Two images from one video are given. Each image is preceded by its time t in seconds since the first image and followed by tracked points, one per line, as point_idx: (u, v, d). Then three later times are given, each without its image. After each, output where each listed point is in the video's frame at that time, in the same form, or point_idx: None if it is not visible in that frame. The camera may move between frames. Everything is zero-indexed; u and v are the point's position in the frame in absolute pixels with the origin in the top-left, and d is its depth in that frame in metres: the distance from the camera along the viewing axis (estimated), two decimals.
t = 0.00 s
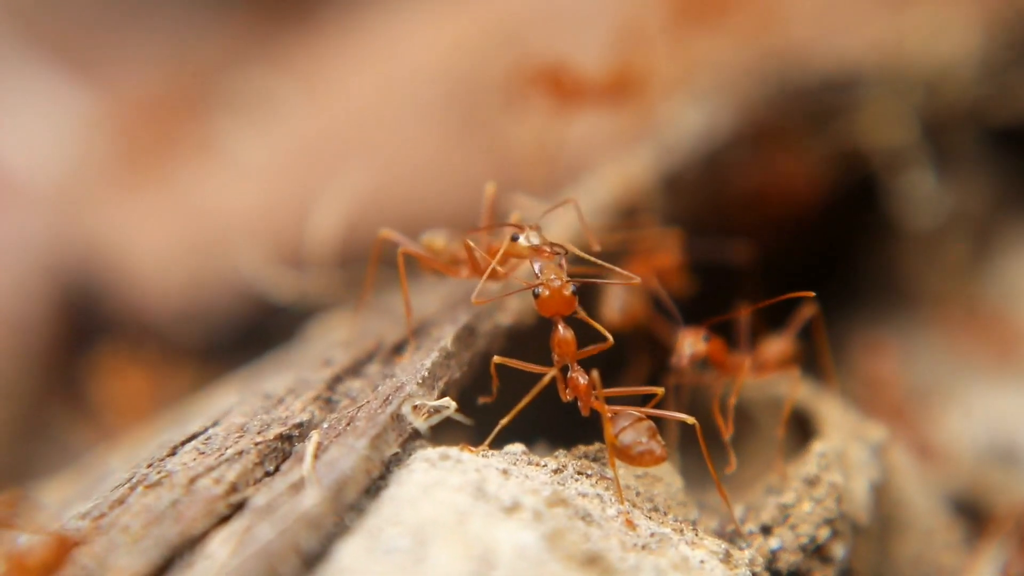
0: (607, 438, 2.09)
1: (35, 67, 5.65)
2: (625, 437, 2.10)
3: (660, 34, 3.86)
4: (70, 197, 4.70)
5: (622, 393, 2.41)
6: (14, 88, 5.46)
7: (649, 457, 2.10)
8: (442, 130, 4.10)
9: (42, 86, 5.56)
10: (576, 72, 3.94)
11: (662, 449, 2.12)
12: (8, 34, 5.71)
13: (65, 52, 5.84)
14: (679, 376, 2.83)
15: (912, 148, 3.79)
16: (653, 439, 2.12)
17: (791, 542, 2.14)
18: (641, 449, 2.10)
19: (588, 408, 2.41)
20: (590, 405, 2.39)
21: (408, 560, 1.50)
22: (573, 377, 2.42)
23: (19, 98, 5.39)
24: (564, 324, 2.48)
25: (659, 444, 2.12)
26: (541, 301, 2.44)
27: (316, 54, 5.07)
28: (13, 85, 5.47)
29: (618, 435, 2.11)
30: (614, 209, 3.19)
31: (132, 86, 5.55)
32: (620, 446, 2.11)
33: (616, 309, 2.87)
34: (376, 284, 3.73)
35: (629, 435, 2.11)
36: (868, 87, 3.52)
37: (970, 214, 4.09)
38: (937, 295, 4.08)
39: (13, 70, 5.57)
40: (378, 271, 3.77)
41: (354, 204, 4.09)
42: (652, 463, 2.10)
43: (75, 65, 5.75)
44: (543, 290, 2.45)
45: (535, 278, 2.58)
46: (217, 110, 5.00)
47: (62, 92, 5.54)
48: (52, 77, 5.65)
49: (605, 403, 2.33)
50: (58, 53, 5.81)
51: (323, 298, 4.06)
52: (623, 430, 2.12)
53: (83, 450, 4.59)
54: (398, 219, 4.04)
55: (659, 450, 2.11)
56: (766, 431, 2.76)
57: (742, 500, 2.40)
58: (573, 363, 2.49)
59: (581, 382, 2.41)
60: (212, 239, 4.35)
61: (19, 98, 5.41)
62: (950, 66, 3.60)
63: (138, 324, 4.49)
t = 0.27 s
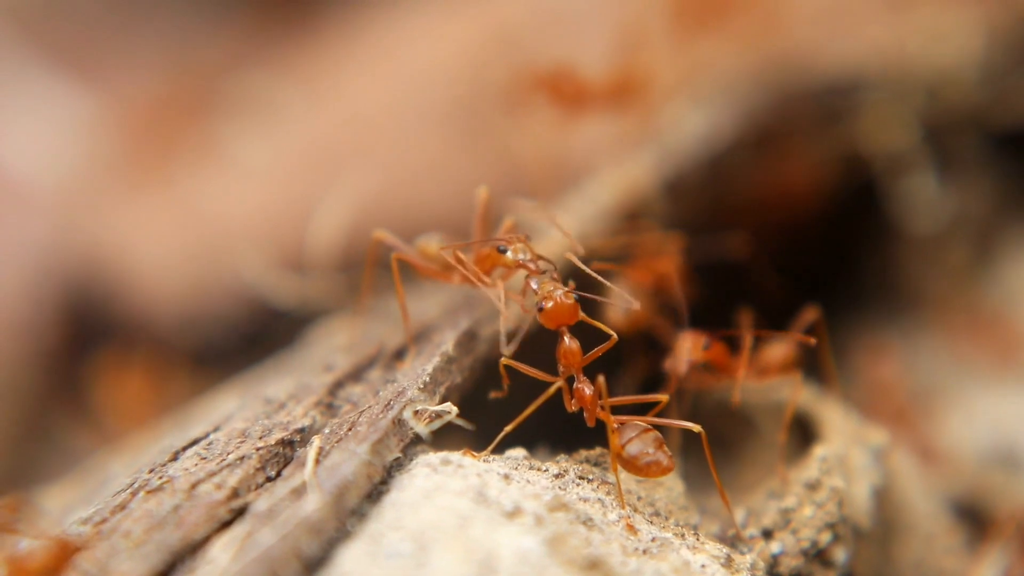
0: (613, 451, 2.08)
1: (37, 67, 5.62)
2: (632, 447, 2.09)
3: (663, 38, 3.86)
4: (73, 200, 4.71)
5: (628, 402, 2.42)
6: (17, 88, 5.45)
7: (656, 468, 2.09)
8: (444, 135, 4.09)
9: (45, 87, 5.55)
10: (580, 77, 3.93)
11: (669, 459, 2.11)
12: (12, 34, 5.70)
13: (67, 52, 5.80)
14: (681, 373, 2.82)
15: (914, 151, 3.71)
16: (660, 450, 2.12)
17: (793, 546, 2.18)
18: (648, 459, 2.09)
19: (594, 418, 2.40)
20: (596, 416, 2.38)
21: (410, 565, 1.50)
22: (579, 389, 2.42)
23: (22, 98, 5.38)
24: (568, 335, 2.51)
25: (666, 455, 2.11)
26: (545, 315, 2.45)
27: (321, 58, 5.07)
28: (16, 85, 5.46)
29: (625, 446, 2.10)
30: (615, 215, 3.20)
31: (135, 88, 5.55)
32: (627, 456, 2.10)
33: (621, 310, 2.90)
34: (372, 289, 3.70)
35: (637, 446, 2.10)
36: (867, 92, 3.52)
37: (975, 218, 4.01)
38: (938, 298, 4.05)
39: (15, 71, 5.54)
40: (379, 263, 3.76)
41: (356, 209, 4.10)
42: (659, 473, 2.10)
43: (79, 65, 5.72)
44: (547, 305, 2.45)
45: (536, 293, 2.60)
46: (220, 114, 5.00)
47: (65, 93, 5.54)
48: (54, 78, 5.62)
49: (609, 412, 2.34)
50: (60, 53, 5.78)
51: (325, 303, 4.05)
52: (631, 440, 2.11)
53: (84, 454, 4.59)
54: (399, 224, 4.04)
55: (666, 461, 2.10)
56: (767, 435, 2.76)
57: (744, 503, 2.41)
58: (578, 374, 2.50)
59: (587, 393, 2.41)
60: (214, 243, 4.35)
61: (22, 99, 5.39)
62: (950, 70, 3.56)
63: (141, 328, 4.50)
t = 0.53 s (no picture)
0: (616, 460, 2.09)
1: (40, 74, 5.61)
2: (635, 455, 2.09)
3: (666, 43, 3.85)
4: (76, 207, 4.72)
5: (630, 408, 2.43)
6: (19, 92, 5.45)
7: (659, 476, 2.09)
8: (446, 141, 4.09)
9: (47, 92, 5.56)
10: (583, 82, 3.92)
11: (672, 466, 2.12)
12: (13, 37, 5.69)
13: (71, 58, 5.80)
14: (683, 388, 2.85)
15: (914, 157, 3.71)
16: (663, 457, 2.12)
17: (794, 551, 2.19)
18: (651, 467, 2.09)
19: (594, 426, 2.41)
20: (598, 424, 2.39)
21: (411, 571, 1.50)
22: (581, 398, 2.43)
23: (23, 102, 5.38)
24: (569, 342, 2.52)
25: (669, 462, 2.12)
26: (544, 326, 2.45)
27: (325, 64, 5.07)
28: (18, 89, 5.46)
29: (628, 454, 2.10)
30: (616, 218, 3.19)
31: (137, 94, 5.55)
32: (631, 464, 2.10)
33: (621, 314, 2.94)
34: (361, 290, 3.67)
35: (640, 453, 2.10)
36: (868, 95, 3.51)
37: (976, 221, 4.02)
38: (939, 302, 4.05)
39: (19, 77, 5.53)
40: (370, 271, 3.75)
41: (358, 216, 4.10)
42: (664, 480, 2.11)
43: (82, 72, 5.72)
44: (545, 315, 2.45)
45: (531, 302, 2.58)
46: (222, 120, 5.01)
47: (67, 98, 5.55)
48: (58, 85, 5.62)
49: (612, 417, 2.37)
50: (63, 59, 5.77)
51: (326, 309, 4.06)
52: (634, 448, 2.11)
53: (86, 462, 4.59)
54: (400, 229, 4.04)
55: (669, 468, 2.10)
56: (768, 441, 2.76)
57: (745, 508, 2.41)
58: (580, 382, 2.51)
59: (590, 401, 2.41)
60: (215, 249, 4.35)
61: (23, 103, 5.40)
62: (953, 73, 3.55)
63: (142, 334, 4.50)
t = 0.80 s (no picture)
0: (622, 462, 2.06)
1: (42, 77, 5.59)
2: (641, 457, 2.07)
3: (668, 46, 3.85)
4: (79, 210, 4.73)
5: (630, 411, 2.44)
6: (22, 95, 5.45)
7: (665, 477, 2.08)
8: (449, 144, 4.09)
9: (50, 95, 5.55)
10: (585, 84, 3.92)
11: (676, 468, 2.11)
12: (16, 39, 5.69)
13: (73, 61, 5.78)
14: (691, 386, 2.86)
15: (917, 158, 3.73)
16: (668, 458, 2.11)
17: (797, 555, 2.21)
18: (656, 469, 2.08)
19: (596, 430, 2.40)
20: (599, 428, 2.38)
21: (415, 574, 1.51)
22: (580, 403, 2.42)
23: (26, 104, 5.38)
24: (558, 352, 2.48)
25: (674, 463, 2.11)
26: (529, 345, 2.40)
27: (328, 67, 5.07)
28: (20, 90, 5.45)
29: (635, 456, 2.08)
30: (619, 221, 3.19)
31: (140, 97, 5.56)
32: (636, 466, 2.08)
33: (623, 316, 2.95)
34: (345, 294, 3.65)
35: (645, 455, 2.08)
36: (870, 98, 3.51)
37: (979, 224, 4.01)
38: (942, 305, 4.05)
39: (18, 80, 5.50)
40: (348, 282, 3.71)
41: (361, 219, 4.10)
42: (670, 482, 2.10)
43: (85, 74, 5.71)
44: (534, 331, 2.40)
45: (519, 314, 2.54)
46: (226, 124, 5.02)
47: (69, 100, 5.54)
48: (59, 87, 5.60)
49: (616, 420, 2.36)
50: (67, 61, 5.77)
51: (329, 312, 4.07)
52: (641, 451, 2.08)
53: (89, 465, 4.60)
54: (403, 232, 4.05)
55: (675, 470, 2.09)
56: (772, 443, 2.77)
57: (748, 511, 2.41)
58: (579, 388, 2.47)
59: (589, 405, 2.40)
60: (219, 252, 4.36)
61: (26, 105, 5.39)
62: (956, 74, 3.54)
63: (145, 337, 4.50)
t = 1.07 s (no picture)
0: (622, 453, 2.11)
1: (42, 78, 5.59)
2: (640, 451, 2.13)
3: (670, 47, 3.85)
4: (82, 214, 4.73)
5: (627, 405, 2.45)
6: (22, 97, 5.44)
7: (665, 470, 2.13)
8: (450, 146, 4.09)
9: (52, 96, 5.55)
10: (587, 85, 3.92)
11: (675, 461, 2.16)
12: (18, 40, 5.69)
13: (75, 61, 5.77)
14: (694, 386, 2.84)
15: (919, 160, 3.72)
16: (666, 452, 2.16)
17: (799, 556, 2.21)
18: (656, 462, 2.13)
19: (594, 427, 2.43)
20: (597, 424, 2.42)
21: None
22: (576, 400, 2.45)
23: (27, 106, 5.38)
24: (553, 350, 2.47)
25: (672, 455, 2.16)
26: (521, 344, 2.39)
27: (329, 69, 5.07)
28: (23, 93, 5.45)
29: (634, 448, 2.14)
30: (621, 223, 3.19)
31: (142, 99, 5.56)
32: (635, 459, 2.13)
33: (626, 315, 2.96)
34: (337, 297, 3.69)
35: (644, 448, 2.14)
36: (872, 99, 3.51)
37: (982, 225, 4.01)
38: (944, 307, 4.05)
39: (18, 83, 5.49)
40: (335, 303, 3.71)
41: (364, 221, 4.10)
42: (669, 476, 2.15)
43: (88, 75, 5.71)
44: (528, 329, 2.39)
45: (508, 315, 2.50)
46: (229, 127, 5.03)
47: (71, 101, 5.53)
48: (60, 88, 5.60)
49: (617, 415, 2.36)
50: (69, 61, 5.75)
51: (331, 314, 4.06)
52: (640, 443, 2.15)
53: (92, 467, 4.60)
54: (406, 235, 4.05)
55: (673, 462, 2.14)
56: (774, 444, 2.76)
57: (750, 513, 2.41)
58: (573, 384, 2.48)
59: (584, 401, 2.45)
60: (221, 254, 4.36)
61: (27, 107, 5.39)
62: (960, 75, 3.53)
63: (147, 340, 4.50)
